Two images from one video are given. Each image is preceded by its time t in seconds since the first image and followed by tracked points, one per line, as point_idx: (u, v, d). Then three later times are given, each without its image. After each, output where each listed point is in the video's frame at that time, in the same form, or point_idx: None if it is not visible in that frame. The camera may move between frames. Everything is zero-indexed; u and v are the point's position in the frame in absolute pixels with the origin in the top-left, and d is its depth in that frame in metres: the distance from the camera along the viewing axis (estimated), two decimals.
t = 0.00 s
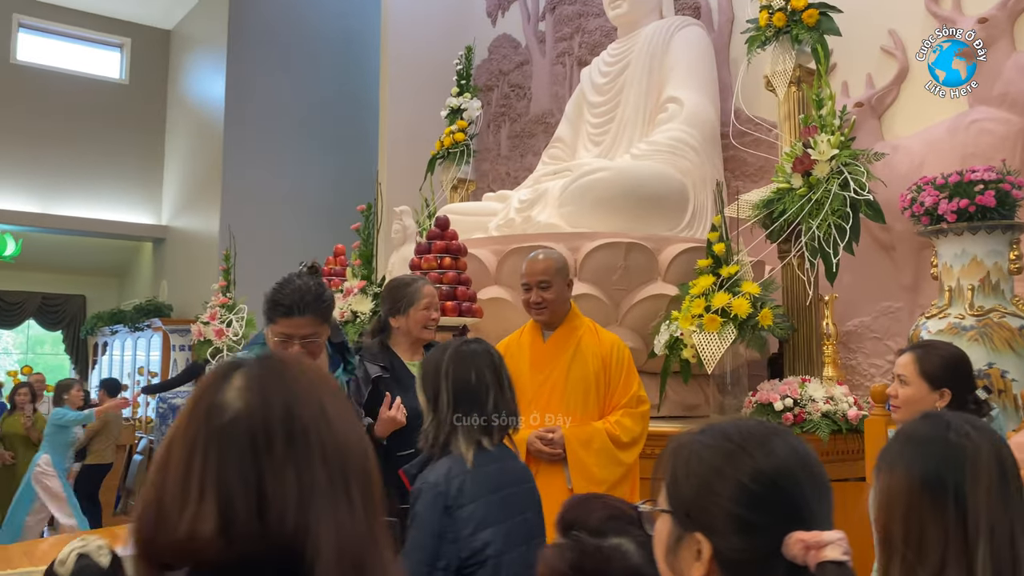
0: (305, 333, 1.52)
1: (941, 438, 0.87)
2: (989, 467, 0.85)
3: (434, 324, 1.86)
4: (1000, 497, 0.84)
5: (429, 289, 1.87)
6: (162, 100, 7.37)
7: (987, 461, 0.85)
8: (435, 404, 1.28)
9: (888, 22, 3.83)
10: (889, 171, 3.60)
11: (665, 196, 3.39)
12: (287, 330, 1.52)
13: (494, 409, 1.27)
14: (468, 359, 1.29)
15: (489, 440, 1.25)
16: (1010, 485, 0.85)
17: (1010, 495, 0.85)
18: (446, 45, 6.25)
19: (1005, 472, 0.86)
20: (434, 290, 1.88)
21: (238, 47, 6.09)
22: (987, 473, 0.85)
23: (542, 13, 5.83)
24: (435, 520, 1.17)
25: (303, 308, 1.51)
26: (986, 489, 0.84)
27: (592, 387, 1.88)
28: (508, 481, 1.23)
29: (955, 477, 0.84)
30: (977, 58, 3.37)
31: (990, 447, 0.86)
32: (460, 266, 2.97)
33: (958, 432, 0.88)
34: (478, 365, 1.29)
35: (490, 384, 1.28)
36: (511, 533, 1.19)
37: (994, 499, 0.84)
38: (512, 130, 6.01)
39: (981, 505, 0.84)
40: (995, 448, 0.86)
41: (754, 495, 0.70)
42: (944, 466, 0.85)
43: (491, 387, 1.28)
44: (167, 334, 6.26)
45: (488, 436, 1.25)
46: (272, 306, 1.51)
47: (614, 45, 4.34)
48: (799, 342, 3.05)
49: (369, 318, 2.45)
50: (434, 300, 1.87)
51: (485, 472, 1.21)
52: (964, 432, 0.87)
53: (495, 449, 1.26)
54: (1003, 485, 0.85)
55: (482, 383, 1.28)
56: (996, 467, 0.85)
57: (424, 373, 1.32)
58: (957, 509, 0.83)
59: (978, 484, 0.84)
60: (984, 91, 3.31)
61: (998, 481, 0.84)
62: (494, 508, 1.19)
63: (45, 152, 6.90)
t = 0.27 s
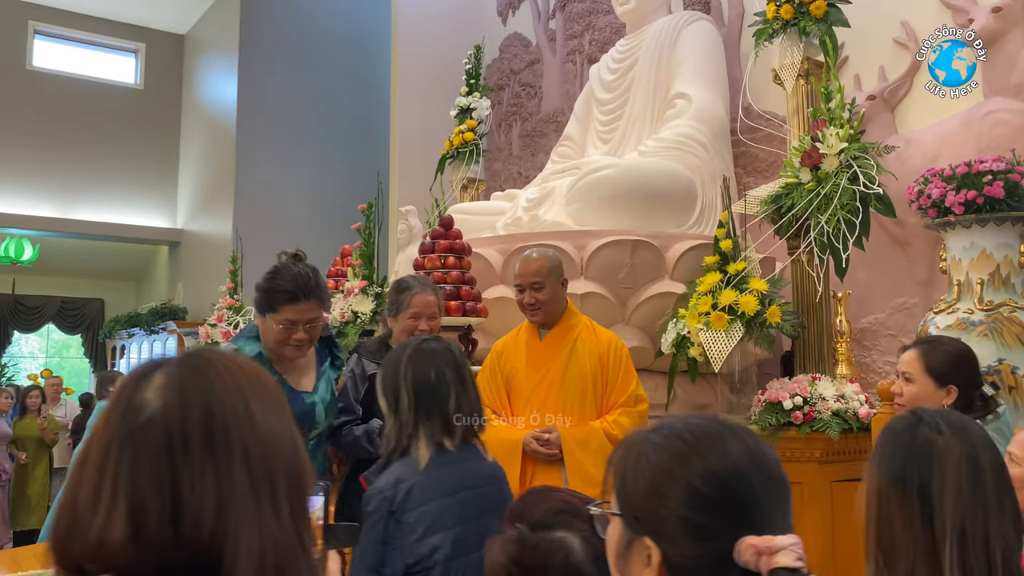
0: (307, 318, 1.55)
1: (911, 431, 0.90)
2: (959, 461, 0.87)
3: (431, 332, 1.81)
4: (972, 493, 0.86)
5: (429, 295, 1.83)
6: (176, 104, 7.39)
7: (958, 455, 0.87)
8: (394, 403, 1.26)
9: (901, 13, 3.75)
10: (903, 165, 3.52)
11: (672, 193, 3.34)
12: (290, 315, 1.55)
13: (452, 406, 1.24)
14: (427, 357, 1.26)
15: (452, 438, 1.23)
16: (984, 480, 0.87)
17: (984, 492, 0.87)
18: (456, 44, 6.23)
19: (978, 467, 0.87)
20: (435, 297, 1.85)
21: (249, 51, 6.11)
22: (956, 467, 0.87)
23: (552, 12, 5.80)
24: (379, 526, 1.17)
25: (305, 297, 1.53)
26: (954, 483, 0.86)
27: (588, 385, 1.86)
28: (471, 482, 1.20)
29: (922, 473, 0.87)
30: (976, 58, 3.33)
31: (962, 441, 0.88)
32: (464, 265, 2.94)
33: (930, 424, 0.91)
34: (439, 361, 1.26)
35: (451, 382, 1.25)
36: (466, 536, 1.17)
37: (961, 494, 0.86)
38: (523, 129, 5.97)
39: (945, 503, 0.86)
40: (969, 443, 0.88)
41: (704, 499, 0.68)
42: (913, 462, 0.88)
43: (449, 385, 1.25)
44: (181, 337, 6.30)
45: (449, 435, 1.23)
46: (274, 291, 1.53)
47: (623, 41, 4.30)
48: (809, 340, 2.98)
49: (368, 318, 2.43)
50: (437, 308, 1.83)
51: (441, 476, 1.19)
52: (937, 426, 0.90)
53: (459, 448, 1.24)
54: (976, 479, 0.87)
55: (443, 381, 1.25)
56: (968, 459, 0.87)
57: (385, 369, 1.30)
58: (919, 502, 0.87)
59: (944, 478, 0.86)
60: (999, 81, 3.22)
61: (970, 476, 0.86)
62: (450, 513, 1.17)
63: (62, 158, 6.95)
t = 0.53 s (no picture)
0: (303, 294, 1.65)
1: (900, 427, 0.95)
2: (946, 455, 0.91)
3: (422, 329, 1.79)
4: (959, 486, 0.89)
5: (422, 291, 1.81)
6: (185, 104, 7.39)
7: (946, 450, 0.91)
8: (348, 402, 1.21)
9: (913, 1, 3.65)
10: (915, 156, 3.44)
11: (679, 187, 3.28)
12: (290, 293, 1.64)
13: (402, 403, 1.18)
14: (380, 353, 1.20)
15: (408, 435, 1.18)
16: (972, 473, 0.90)
17: (974, 483, 0.89)
18: (463, 41, 6.18)
19: (967, 461, 0.90)
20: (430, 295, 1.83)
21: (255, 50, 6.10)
22: (942, 462, 0.91)
23: (559, 6, 5.74)
24: (334, 532, 1.14)
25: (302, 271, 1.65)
26: (940, 477, 0.90)
27: (586, 382, 1.81)
28: (434, 483, 1.15)
29: (908, 468, 0.92)
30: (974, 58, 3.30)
31: (950, 435, 0.92)
32: (466, 261, 2.89)
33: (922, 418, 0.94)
34: (392, 355, 1.21)
35: (404, 377, 1.19)
36: (427, 540, 1.11)
37: (948, 488, 0.89)
38: (531, 126, 5.92)
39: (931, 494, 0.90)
40: (957, 436, 0.92)
41: (665, 498, 0.64)
42: (901, 458, 0.93)
43: (400, 381, 1.19)
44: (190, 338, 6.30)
45: (404, 433, 1.18)
46: (272, 270, 1.63)
47: (629, 34, 4.23)
48: (819, 336, 2.91)
49: (366, 315, 2.40)
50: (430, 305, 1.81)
51: (400, 476, 1.14)
52: (928, 421, 0.94)
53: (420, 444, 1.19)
54: (965, 472, 0.90)
55: (394, 376, 1.19)
56: (956, 452, 0.91)
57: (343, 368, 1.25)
58: (906, 496, 0.92)
59: (929, 472, 0.91)
60: (1014, 69, 3.12)
61: (955, 469, 0.90)
62: (412, 515, 1.12)
63: (71, 159, 6.97)
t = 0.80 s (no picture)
0: (283, 284, 1.60)
1: (906, 430, 0.89)
2: (955, 461, 0.84)
3: (404, 335, 1.73)
4: (972, 493, 0.83)
5: (405, 297, 1.74)
6: (192, 105, 7.36)
7: (955, 454, 0.85)
8: (308, 406, 1.16)
9: None
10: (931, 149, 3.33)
11: (686, 182, 3.19)
12: (266, 283, 1.59)
13: (361, 407, 1.12)
14: (340, 353, 1.15)
15: (370, 439, 1.12)
16: (985, 479, 0.83)
17: (988, 490, 0.83)
18: (470, 39, 6.11)
19: (979, 466, 0.83)
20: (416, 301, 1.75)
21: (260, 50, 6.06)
22: (952, 467, 0.84)
23: (567, 2, 5.66)
24: (290, 546, 1.08)
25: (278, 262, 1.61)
26: (949, 484, 0.84)
27: (585, 382, 1.76)
28: (397, 493, 1.09)
29: (914, 474, 0.86)
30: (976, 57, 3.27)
31: (960, 438, 0.85)
32: (467, 259, 2.80)
33: (930, 420, 0.88)
34: (353, 355, 1.15)
35: (365, 378, 1.13)
36: (387, 555, 1.06)
37: (958, 495, 0.83)
38: (539, 124, 5.85)
39: (940, 500, 0.84)
40: (968, 439, 0.85)
41: (617, 525, 0.54)
42: (907, 463, 0.87)
43: (360, 384, 1.13)
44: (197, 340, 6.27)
45: (365, 438, 1.12)
46: (250, 261, 1.60)
47: (635, 28, 4.15)
48: (832, 335, 2.81)
49: (361, 314, 2.33)
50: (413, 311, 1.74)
51: (359, 487, 1.08)
52: (937, 423, 0.87)
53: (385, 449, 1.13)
54: (977, 477, 0.83)
55: (354, 377, 1.13)
56: (967, 457, 0.84)
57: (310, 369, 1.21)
58: (913, 505, 0.86)
59: (937, 478, 0.85)
60: None
61: (966, 474, 0.83)
62: (372, 529, 1.06)
63: (79, 161, 6.95)
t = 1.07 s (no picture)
0: (277, 282, 1.54)
1: (915, 442, 0.84)
2: (963, 478, 0.79)
3: (400, 336, 1.67)
4: (982, 511, 0.78)
5: (399, 295, 1.68)
6: (204, 106, 7.35)
7: (964, 470, 0.79)
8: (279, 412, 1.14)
9: None
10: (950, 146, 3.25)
11: (697, 181, 3.13)
12: (261, 280, 1.53)
13: (329, 414, 1.09)
14: (311, 358, 1.12)
15: (340, 447, 1.09)
16: (996, 498, 0.78)
17: (1000, 509, 0.77)
18: (480, 38, 6.06)
19: (989, 484, 0.78)
20: (411, 298, 1.69)
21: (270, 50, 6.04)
22: (960, 484, 0.79)
23: None
24: (257, 556, 1.06)
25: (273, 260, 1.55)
26: (956, 502, 0.79)
27: (585, 383, 1.70)
28: (361, 500, 1.06)
29: (919, 490, 0.82)
30: (977, 57, 3.26)
31: (969, 453, 0.80)
32: (472, 259, 2.74)
33: (938, 433, 0.83)
34: (325, 360, 1.12)
35: (335, 384, 1.11)
36: (350, 565, 1.03)
37: (965, 514, 0.78)
38: (550, 124, 5.79)
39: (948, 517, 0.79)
40: (977, 453, 0.79)
41: (580, 565, 0.49)
42: (913, 477, 0.83)
43: (330, 390, 1.11)
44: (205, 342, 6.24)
45: (333, 445, 1.09)
46: (244, 259, 1.53)
47: (646, 25, 4.08)
48: (847, 338, 2.72)
49: (361, 316, 2.27)
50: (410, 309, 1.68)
51: (318, 498, 1.05)
52: (947, 435, 0.82)
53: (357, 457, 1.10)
54: (988, 495, 0.78)
55: (325, 383, 1.11)
56: (976, 473, 0.79)
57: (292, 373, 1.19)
58: (918, 522, 0.81)
59: (944, 496, 0.80)
60: None
61: (975, 492, 0.78)
62: (329, 539, 1.03)
63: (90, 163, 6.94)
